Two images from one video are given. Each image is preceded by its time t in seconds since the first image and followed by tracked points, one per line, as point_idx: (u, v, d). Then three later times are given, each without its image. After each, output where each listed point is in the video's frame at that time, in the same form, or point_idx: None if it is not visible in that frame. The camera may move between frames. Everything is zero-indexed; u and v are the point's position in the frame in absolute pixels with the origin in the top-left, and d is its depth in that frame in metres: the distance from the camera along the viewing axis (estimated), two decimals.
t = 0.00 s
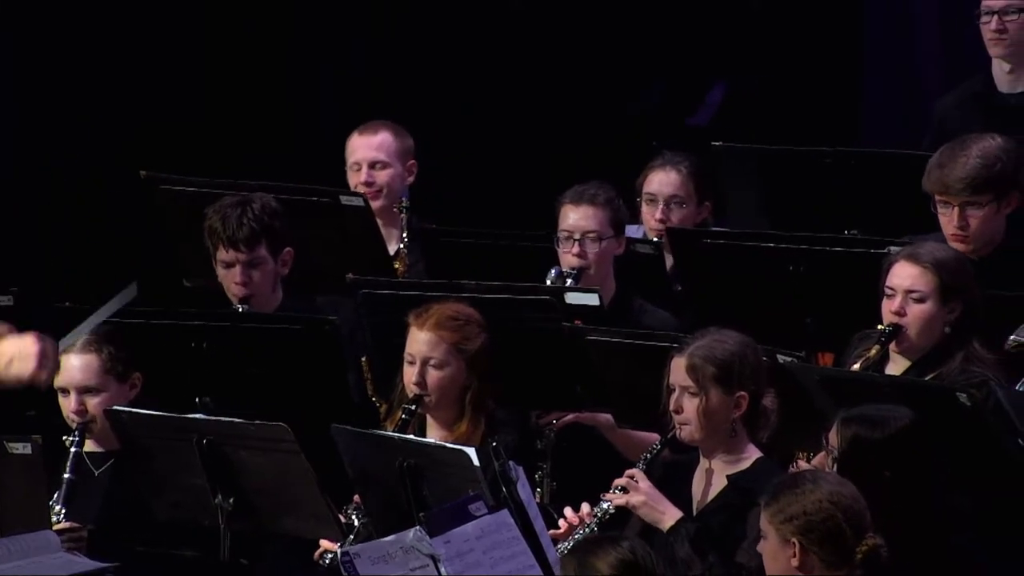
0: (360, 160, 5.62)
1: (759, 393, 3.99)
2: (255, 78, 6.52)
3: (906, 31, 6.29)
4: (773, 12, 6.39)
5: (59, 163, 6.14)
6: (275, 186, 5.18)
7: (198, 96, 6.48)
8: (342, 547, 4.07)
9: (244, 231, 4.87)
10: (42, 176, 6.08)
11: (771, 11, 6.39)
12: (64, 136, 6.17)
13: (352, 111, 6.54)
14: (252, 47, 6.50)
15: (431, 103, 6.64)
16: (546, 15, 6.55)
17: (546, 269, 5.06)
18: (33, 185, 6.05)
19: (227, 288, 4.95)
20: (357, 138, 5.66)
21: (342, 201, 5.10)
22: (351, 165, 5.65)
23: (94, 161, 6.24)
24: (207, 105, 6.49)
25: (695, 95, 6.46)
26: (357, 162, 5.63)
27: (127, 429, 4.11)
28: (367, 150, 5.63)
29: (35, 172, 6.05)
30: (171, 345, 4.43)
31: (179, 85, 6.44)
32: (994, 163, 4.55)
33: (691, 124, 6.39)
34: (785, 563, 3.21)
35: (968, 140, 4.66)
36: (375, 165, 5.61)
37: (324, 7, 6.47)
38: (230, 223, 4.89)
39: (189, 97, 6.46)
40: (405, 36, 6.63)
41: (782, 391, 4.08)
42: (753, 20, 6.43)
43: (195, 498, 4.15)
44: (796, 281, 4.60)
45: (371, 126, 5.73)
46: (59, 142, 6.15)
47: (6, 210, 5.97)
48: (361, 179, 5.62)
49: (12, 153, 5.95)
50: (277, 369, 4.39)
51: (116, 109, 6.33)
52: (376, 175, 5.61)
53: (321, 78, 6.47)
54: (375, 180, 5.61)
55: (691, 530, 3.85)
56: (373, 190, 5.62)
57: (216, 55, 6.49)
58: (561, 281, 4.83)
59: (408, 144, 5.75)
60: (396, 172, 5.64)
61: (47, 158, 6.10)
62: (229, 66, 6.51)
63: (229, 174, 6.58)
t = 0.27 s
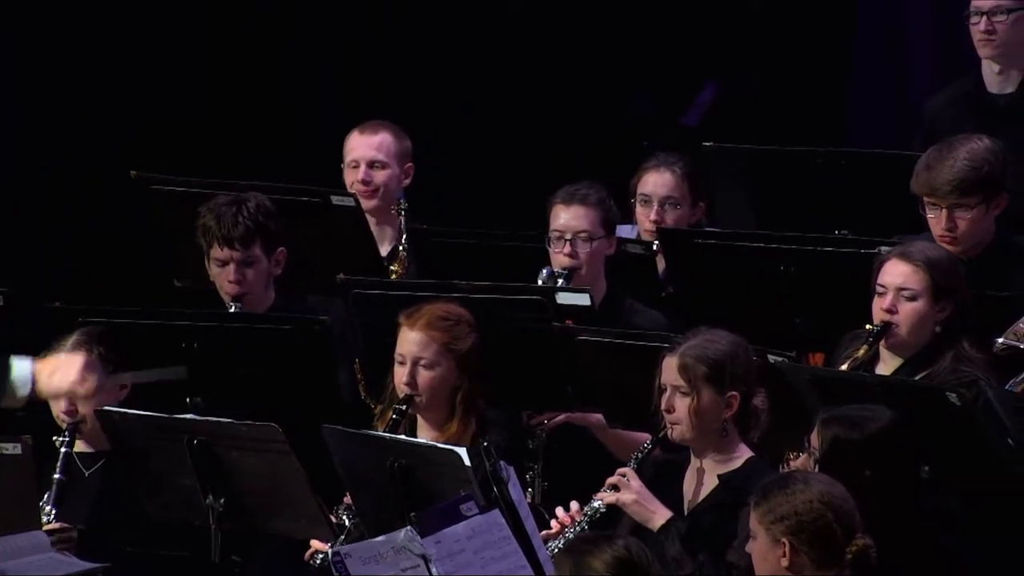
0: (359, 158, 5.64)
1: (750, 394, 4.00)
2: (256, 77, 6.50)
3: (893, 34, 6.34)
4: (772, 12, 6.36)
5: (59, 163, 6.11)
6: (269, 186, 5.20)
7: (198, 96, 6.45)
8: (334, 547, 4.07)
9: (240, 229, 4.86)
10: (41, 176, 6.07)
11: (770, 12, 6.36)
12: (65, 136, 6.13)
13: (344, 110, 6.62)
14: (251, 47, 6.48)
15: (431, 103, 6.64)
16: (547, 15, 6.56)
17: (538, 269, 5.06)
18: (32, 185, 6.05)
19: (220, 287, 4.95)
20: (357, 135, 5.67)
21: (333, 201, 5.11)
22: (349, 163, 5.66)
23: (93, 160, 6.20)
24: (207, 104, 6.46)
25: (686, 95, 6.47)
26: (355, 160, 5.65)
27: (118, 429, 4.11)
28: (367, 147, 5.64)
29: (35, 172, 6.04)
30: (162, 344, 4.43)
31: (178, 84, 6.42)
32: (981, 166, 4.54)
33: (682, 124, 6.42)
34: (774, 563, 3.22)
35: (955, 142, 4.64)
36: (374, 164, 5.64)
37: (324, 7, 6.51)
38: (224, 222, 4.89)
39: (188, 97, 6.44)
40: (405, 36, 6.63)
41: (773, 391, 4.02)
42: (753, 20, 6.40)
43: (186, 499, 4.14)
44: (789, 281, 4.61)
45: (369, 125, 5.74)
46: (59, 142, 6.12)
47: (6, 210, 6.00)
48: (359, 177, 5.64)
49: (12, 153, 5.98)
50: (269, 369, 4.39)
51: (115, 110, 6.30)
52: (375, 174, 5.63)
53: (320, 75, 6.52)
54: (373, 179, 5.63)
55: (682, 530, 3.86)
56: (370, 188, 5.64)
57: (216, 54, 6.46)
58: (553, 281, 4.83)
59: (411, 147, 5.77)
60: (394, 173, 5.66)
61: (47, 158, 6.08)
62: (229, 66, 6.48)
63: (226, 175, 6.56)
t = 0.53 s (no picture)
0: (357, 158, 5.63)
1: (743, 394, 4.00)
2: (245, 78, 6.50)
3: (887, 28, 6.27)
4: (774, 11, 6.42)
5: (60, 163, 6.10)
6: (259, 186, 5.18)
7: (198, 96, 6.45)
8: (324, 547, 4.06)
9: (234, 228, 4.86)
10: (41, 176, 6.04)
11: (772, 11, 6.42)
12: (65, 136, 6.13)
13: (344, 111, 6.58)
14: (251, 47, 6.48)
15: (432, 103, 6.65)
16: (546, 15, 6.61)
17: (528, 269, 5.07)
18: (32, 185, 6.02)
19: (212, 286, 4.94)
20: (357, 134, 5.66)
21: (324, 201, 5.11)
22: (346, 161, 5.65)
23: (94, 160, 6.21)
24: (207, 104, 6.46)
25: (677, 97, 6.57)
26: (353, 159, 5.63)
27: (108, 430, 4.10)
28: (366, 148, 5.63)
29: (35, 173, 6.02)
30: (151, 345, 4.41)
31: (178, 84, 6.42)
32: (972, 167, 4.57)
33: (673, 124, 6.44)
34: (764, 563, 3.22)
35: (946, 144, 4.67)
36: (372, 165, 5.63)
37: (324, 7, 6.53)
38: (218, 221, 4.88)
39: (188, 97, 6.43)
40: (405, 36, 6.65)
41: (764, 392, 4.08)
42: (754, 19, 6.46)
43: (176, 500, 4.13)
44: (780, 281, 4.62)
45: (370, 125, 5.73)
46: (59, 142, 6.11)
47: (6, 210, 5.95)
48: (356, 177, 5.63)
49: (12, 153, 5.93)
50: (260, 370, 4.39)
51: (113, 110, 6.31)
52: (372, 175, 5.63)
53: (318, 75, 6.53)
54: (370, 180, 5.63)
55: (672, 528, 3.86)
56: (366, 189, 5.63)
57: (215, 53, 6.46)
58: (545, 281, 4.84)
59: (408, 148, 5.77)
60: (391, 175, 5.66)
61: (47, 158, 6.06)
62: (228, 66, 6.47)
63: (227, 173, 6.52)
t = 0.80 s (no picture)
0: (348, 161, 5.62)
1: (735, 393, 4.00)
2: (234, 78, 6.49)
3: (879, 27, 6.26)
4: (773, 11, 6.41)
5: (59, 163, 6.10)
6: (251, 187, 5.18)
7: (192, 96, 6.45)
8: (315, 546, 4.06)
9: (228, 228, 4.86)
10: (42, 176, 6.04)
11: (771, 11, 6.41)
12: (65, 136, 6.13)
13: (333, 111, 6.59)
14: (250, 48, 6.49)
15: (432, 104, 6.65)
16: (546, 15, 6.61)
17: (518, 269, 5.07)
18: (33, 185, 6.00)
19: (206, 287, 4.93)
20: (347, 136, 5.66)
21: (315, 201, 5.12)
22: (337, 164, 5.65)
23: (94, 161, 6.22)
24: (207, 104, 6.48)
25: (664, 96, 6.52)
26: (343, 162, 5.63)
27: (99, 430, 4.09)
28: (356, 150, 5.63)
29: (35, 173, 6.00)
30: (144, 345, 4.42)
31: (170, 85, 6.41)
32: (963, 171, 4.58)
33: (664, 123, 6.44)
34: (754, 563, 3.22)
35: (937, 147, 4.69)
36: (363, 168, 5.63)
37: (323, 7, 6.52)
38: (211, 221, 4.88)
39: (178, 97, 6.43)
40: (405, 36, 6.65)
41: (756, 391, 4.09)
42: (753, 19, 6.45)
43: (167, 500, 4.12)
44: (773, 281, 4.62)
45: (360, 126, 5.74)
46: (59, 142, 6.10)
47: (6, 210, 5.93)
48: (348, 180, 5.62)
49: (12, 153, 5.90)
50: (251, 370, 4.38)
51: (112, 110, 6.31)
52: (363, 179, 5.63)
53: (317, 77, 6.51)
54: (361, 184, 5.63)
55: (663, 528, 3.86)
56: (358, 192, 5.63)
57: (215, 53, 6.48)
58: (536, 281, 4.85)
59: (396, 148, 5.77)
60: (382, 177, 5.66)
61: (46, 158, 6.05)
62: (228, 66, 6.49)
63: (227, 173, 6.51)
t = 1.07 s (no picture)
0: (333, 154, 5.62)
1: (725, 393, 4.00)
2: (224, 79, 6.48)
3: (866, 29, 6.28)
4: (773, 11, 6.42)
5: (59, 163, 6.04)
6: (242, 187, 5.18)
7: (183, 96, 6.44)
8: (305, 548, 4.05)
9: (220, 229, 4.86)
10: (42, 176, 5.98)
11: (771, 11, 6.42)
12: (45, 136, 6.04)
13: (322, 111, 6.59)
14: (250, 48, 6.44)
15: (432, 104, 6.64)
16: (547, 15, 6.57)
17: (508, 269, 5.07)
18: (32, 185, 5.94)
19: (197, 288, 4.91)
20: (333, 133, 5.66)
21: (306, 201, 5.11)
22: (323, 158, 5.65)
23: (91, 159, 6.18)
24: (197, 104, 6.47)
25: (655, 97, 6.51)
26: (329, 156, 5.63)
27: (89, 431, 4.08)
28: (342, 145, 5.63)
29: (35, 173, 5.94)
30: (136, 345, 4.42)
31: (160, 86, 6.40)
32: (955, 173, 4.59)
33: (655, 123, 6.46)
34: (744, 563, 3.23)
35: (928, 149, 4.70)
36: (348, 161, 5.63)
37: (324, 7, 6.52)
38: (204, 222, 4.87)
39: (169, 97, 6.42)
40: (405, 36, 6.64)
41: (746, 391, 4.10)
42: (753, 19, 6.44)
43: (158, 501, 4.12)
44: (763, 282, 4.62)
45: (347, 123, 5.75)
46: (59, 142, 6.03)
47: (6, 210, 5.89)
48: (332, 173, 5.62)
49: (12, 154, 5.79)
50: (241, 370, 4.37)
51: (115, 109, 6.23)
52: (349, 172, 5.62)
53: (313, 73, 6.55)
54: (347, 177, 5.62)
55: (654, 528, 3.86)
56: (343, 186, 5.62)
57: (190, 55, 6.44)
58: (526, 282, 4.86)
59: (383, 147, 5.76)
60: (367, 170, 5.64)
61: (47, 158, 5.99)
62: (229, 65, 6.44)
63: (226, 172, 6.51)
